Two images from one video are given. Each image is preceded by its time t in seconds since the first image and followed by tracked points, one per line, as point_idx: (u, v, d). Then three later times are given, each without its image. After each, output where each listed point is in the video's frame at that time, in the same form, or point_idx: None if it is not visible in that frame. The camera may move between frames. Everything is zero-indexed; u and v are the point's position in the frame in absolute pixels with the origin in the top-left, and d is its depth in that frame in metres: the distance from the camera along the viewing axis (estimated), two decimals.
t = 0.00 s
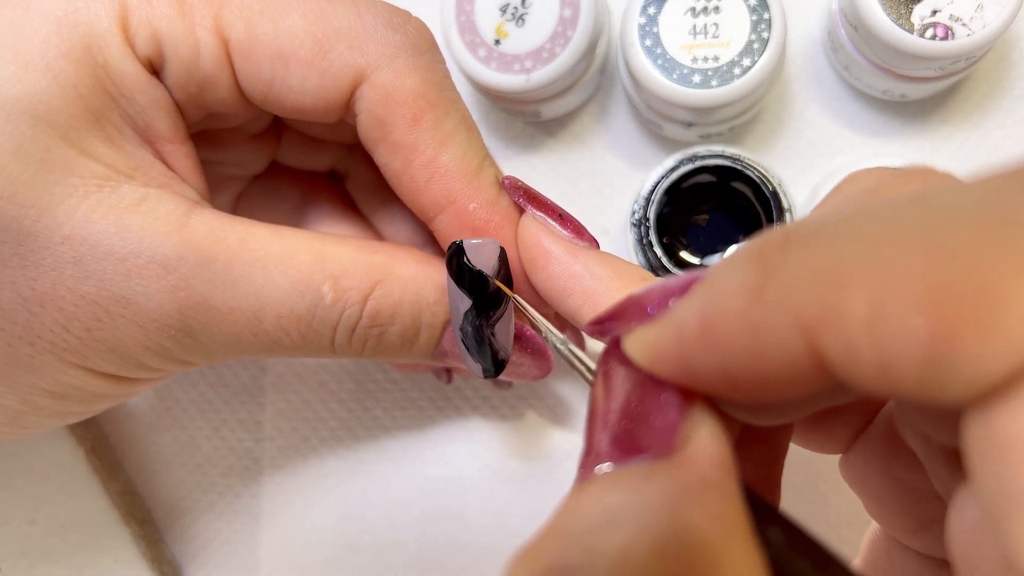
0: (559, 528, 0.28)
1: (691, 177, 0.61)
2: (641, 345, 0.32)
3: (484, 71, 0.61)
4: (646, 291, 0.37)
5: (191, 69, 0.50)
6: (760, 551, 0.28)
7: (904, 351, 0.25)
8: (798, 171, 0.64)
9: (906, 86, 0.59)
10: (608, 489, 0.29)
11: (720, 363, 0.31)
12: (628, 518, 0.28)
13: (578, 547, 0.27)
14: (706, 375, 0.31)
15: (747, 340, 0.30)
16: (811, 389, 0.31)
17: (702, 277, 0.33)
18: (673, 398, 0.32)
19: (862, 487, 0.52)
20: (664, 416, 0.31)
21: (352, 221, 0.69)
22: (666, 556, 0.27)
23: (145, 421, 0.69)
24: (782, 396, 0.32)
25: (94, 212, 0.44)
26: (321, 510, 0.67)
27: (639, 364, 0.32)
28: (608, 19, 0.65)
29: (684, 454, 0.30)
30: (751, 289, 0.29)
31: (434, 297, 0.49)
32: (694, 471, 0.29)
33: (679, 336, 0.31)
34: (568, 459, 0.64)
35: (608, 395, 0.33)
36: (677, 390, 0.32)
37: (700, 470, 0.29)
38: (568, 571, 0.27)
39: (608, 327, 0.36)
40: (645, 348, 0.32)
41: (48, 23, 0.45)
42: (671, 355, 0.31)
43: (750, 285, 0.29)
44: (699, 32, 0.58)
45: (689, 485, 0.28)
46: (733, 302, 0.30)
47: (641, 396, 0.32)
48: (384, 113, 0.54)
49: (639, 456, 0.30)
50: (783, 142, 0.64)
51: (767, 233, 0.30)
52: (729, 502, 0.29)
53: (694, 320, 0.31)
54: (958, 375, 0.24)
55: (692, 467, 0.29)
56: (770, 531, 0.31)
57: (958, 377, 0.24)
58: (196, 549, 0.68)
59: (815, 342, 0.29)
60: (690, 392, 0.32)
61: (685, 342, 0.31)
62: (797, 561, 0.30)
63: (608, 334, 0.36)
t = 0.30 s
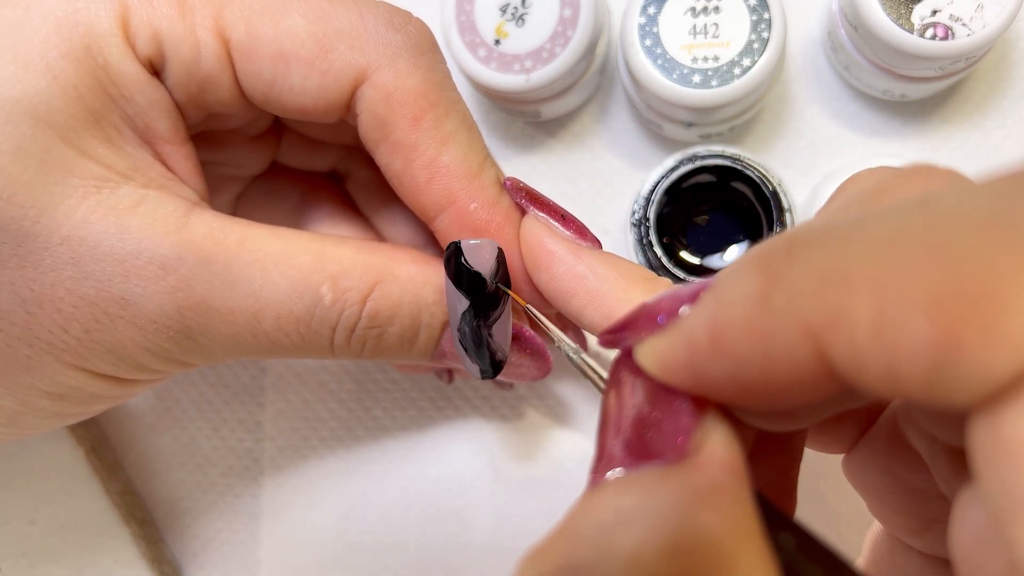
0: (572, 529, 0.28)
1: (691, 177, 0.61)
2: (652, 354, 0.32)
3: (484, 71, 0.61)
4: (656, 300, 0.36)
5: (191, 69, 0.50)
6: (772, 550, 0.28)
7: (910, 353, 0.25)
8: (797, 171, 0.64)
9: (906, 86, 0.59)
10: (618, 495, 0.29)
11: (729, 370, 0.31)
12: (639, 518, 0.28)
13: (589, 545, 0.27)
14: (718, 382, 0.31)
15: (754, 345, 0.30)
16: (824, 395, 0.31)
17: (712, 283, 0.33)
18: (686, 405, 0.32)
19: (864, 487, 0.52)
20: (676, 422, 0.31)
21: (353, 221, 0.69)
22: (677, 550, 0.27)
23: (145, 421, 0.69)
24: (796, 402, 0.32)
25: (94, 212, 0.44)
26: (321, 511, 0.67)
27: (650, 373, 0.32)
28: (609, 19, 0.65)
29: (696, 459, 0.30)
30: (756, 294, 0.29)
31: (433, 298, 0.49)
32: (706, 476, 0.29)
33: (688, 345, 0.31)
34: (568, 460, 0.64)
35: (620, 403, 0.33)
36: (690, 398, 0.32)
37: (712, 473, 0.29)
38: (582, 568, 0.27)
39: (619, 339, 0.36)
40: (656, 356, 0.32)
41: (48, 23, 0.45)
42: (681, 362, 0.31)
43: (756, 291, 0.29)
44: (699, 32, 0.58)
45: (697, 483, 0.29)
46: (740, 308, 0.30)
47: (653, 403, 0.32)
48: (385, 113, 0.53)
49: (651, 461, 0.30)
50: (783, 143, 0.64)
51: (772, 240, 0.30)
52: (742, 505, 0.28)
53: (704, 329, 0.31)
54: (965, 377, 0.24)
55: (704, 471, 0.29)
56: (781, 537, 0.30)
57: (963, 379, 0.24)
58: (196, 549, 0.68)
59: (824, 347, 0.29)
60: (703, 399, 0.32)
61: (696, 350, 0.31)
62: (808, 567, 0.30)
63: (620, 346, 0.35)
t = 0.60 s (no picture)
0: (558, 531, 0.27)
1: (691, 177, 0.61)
2: (633, 337, 0.30)
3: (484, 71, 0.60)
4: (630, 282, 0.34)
5: (190, 67, 0.50)
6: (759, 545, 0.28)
7: (915, 343, 0.25)
8: (797, 171, 0.64)
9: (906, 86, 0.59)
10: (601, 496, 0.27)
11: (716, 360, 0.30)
12: (624, 517, 0.27)
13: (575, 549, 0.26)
14: (699, 370, 0.30)
15: (750, 334, 0.29)
16: (809, 384, 0.31)
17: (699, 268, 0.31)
18: (663, 392, 0.30)
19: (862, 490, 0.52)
20: (656, 413, 0.30)
21: (353, 220, 0.69)
22: (664, 556, 0.26)
23: (144, 421, 0.69)
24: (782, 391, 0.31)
25: (92, 211, 0.44)
26: (321, 511, 0.67)
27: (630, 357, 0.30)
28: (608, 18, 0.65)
29: (677, 454, 0.28)
30: (754, 282, 0.28)
31: (431, 297, 0.49)
32: (688, 471, 0.28)
33: (675, 328, 0.30)
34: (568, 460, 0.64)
35: (595, 393, 0.30)
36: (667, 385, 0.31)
37: (696, 468, 0.28)
38: None
39: (595, 322, 0.33)
40: (636, 341, 0.30)
41: (46, 22, 0.45)
42: (665, 349, 0.30)
43: (755, 277, 0.28)
44: (699, 32, 0.58)
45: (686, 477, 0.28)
46: (736, 295, 0.29)
47: (630, 392, 0.30)
48: (382, 111, 0.53)
49: (632, 456, 0.29)
50: (782, 143, 0.64)
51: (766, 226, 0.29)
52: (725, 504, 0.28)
53: (693, 311, 0.30)
54: (969, 365, 0.25)
55: (688, 466, 0.28)
56: (767, 527, 0.30)
57: (966, 368, 0.25)
58: (196, 549, 0.68)
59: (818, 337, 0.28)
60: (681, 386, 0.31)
61: (682, 337, 0.30)
62: (797, 556, 0.29)
63: (596, 328, 0.33)
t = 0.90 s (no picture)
0: (552, 516, 0.27)
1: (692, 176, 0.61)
2: (631, 332, 0.31)
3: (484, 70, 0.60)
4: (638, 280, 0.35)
5: (190, 67, 0.50)
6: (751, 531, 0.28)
7: (896, 340, 0.25)
8: (797, 171, 0.64)
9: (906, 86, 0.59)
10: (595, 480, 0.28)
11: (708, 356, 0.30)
12: (620, 499, 0.27)
13: (567, 532, 0.26)
14: (697, 362, 0.31)
15: (738, 331, 0.29)
16: (800, 380, 0.31)
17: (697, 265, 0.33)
18: (664, 383, 0.31)
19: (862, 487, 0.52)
20: (655, 403, 0.31)
21: (354, 220, 0.69)
22: (656, 540, 0.26)
23: (144, 421, 0.69)
24: (774, 386, 0.31)
25: (92, 211, 0.44)
26: (321, 511, 0.67)
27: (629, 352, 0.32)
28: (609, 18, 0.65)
29: (674, 440, 0.29)
30: (742, 280, 0.28)
31: (432, 296, 0.49)
32: (681, 457, 0.28)
33: (669, 325, 0.30)
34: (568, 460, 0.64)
35: (599, 383, 0.32)
36: (668, 378, 0.31)
37: (689, 456, 0.28)
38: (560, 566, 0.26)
39: (602, 317, 0.35)
40: (633, 335, 0.31)
41: (47, 22, 0.45)
42: (661, 344, 0.30)
43: (742, 277, 0.28)
44: (699, 32, 0.58)
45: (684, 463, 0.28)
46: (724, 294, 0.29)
47: (631, 382, 0.31)
48: (383, 111, 0.53)
49: (630, 442, 0.29)
50: (782, 142, 0.64)
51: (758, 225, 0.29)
52: (719, 490, 0.28)
53: (684, 309, 0.30)
54: (951, 363, 0.25)
55: (680, 453, 0.28)
56: (762, 516, 0.30)
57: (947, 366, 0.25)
58: (196, 549, 0.68)
59: (803, 335, 0.28)
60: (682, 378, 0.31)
61: (677, 330, 0.30)
62: (789, 546, 0.29)
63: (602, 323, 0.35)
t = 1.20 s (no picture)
0: (567, 516, 0.27)
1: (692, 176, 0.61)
2: (646, 343, 0.32)
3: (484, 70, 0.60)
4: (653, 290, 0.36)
5: (191, 68, 0.50)
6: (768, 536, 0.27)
7: (907, 345, 0.25)
8: (798, 171, 0.64)
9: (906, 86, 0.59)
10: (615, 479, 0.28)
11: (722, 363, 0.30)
12: (637, 502, 0.26)
13: (585, 531, 0.26)
14: (713, 370, 0.31)
15: (750, 338, 0.29)
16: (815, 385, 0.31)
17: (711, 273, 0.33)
18: (680, 392, 0.31)
19: (863, 485, 0.52)
20: (672, 410, 0.31)
21: (355, 220, 0.70)
22: (673, 541, 0.26)
23: (144, 420, 0.69)
24: (790, 391, 0.31)
25: (93, 211, 0.44)
26: (321, 511, 0.67)
27: (644, 362, 0.32)
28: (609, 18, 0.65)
29: (691, 447, 0.29)
30: (752, 287, 0.28)
31: (432, 297, 0.49)
32: (698, 462, 0.28)
33: (683, 334, 0.30)
34: (568, 459, 0.64)
35: (615, 392, 0.32)
36: (684, 386, 0.31)
37: (706, 461, 0.28)
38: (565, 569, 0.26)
39: (617, 327, 0.35)
40: (649, 344, 0.31)
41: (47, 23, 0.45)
42: (676, 352, 0.31)
43: (752, 284, 0.28)
44: (699, 32, 0.58)
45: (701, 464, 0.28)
46: (737, 300, 0.29)
47: (647, 393, 0.31)
48: (383, 110, 0.53)
49: (646, 449, 0.29)
50: (783, 142, 0.64)
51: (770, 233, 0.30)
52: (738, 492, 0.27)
53: (698, 317, 0.30)
54: (962, 366, 0.25)
55: (697, 459, 0.28)
56: (777, 525, 0.30)
57: (958, 369, 0.25)
58: (196, 549, 0.68)
59: (815, 341, 0.28)
60: (698, 387, 0.31)
61: (692, 337, 0.30)
62: (804, 554, 0.29)
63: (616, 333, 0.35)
